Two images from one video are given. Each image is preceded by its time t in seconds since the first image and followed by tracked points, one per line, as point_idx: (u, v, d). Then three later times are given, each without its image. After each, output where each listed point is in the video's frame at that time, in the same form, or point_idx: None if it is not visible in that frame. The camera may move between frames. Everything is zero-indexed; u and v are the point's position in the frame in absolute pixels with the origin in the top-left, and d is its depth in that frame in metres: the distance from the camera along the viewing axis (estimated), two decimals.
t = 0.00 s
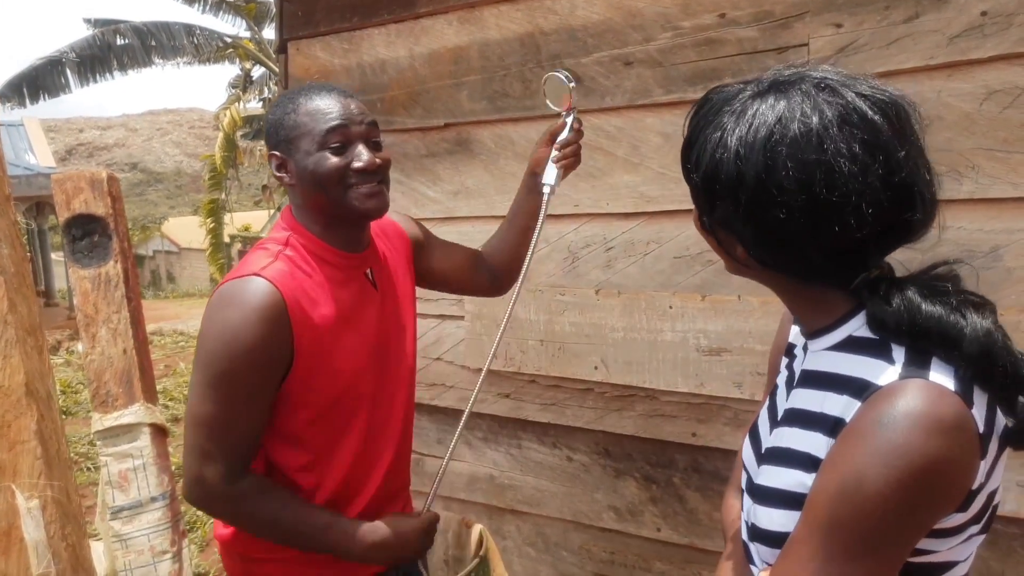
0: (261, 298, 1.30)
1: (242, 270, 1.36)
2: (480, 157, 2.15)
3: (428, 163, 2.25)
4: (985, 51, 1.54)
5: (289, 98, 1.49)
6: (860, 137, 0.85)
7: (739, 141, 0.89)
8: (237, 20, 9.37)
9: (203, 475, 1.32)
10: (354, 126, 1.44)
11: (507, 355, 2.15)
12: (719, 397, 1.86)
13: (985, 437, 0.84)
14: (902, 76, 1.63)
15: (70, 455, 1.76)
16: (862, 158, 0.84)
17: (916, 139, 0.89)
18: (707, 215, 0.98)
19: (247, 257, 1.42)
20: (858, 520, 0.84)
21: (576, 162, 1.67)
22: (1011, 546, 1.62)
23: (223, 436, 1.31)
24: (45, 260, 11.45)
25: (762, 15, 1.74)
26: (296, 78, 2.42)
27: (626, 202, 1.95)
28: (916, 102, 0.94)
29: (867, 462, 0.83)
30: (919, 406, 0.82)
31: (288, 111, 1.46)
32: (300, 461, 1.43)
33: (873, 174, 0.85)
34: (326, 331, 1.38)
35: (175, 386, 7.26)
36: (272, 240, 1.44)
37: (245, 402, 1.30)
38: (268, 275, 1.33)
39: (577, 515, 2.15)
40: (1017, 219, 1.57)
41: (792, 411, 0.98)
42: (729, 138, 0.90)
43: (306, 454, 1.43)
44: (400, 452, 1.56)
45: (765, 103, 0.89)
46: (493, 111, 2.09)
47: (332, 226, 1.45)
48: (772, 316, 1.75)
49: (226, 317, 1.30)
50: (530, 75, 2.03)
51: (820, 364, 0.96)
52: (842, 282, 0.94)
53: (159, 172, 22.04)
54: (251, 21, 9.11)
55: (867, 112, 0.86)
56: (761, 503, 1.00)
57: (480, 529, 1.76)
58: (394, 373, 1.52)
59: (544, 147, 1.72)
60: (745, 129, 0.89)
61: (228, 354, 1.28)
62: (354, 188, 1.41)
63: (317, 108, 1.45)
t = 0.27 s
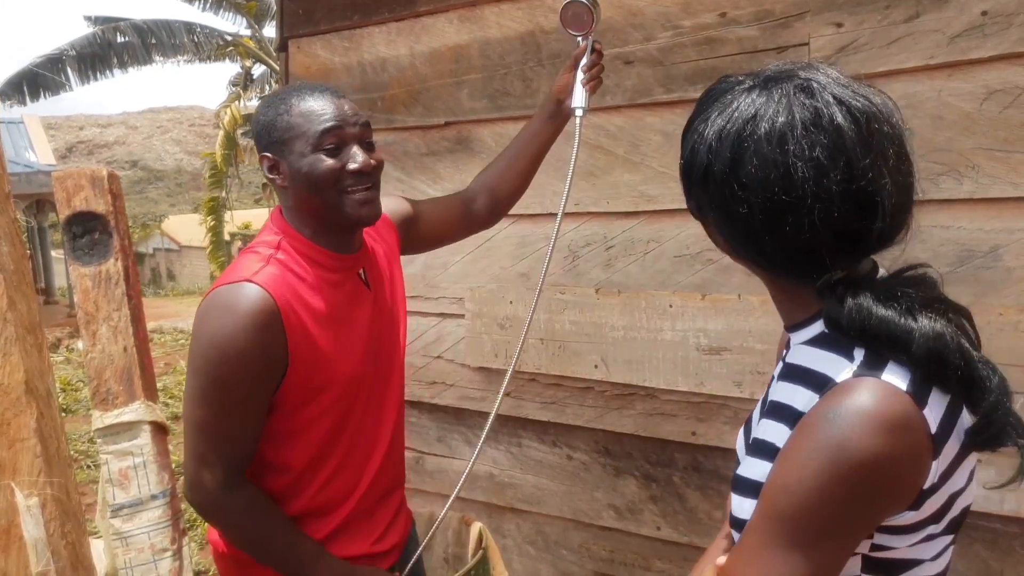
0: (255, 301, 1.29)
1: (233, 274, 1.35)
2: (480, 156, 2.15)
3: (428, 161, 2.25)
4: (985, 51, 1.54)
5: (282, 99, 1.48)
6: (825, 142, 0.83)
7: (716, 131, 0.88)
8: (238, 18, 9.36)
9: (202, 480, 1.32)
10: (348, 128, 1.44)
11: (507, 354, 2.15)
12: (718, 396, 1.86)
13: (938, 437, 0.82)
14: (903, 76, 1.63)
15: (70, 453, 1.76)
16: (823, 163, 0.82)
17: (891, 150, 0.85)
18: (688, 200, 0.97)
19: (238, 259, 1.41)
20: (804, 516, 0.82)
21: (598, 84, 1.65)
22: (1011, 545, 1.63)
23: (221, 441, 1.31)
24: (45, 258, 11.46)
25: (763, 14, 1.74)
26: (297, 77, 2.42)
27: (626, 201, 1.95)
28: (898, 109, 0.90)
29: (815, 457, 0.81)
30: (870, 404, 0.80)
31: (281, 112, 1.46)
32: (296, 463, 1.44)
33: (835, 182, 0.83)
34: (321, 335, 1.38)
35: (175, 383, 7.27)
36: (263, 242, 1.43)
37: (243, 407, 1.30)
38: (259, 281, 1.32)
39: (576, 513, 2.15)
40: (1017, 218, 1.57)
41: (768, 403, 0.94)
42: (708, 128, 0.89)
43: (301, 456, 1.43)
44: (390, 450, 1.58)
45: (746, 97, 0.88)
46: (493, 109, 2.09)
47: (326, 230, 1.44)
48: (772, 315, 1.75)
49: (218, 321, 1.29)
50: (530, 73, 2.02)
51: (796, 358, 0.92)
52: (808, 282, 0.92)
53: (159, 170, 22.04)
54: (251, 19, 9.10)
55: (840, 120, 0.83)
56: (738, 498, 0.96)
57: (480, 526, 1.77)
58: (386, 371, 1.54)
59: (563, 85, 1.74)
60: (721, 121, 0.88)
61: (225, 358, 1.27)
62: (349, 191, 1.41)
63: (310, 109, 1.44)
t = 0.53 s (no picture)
0: (255, 301, 1.29)
1: (232, 275, 1.35)
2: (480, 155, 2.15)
3: (428, 160, 2.25)
4: (986, 52, 1.54)
5: (279, 96, 1.47)
6: (797, 151, 0.83)
7: (700, 125, 0.88)
8: (238, 18, 9.37)
9: (220, 484, 1.32)
10: (348, 125, 1.44)
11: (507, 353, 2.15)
12: (718, 396, 1.86)
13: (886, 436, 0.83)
14: (903, 76, 1.63)
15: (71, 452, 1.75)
16: (791, 172, 0.83)
17: (862, 162, 0.84)
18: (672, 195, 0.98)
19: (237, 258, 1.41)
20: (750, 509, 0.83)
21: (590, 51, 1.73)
22: (1011, 546, 1.63)
23: (229, 442, 1.31)
24: (45, 257, 11.46)
25: (764, 14, 1.74)
26: (298, 76, 2.42)
27: (627, 201, 1.95)
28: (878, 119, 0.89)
29: (763, 451, 0.82)
30: (819, 401, 0.81)
31: (280, 109, 1.45)
32: (300, 460, 1.44)
33: (800, 188, 0.83)
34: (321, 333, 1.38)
35: (175, 382, 7.27)
36: (261, 242, 1.43)
37: (251, 407, 1.30)
38: (259, 281, 1.32)
39: (576, 513, 2.15)
40: (1017, 219, 1.57)
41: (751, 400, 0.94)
42: (693, 122, 0.89)
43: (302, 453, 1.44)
44: (389, 447, 1.58)
45: (729, 98, 0.88)
46: (494, 109, 2.09)
47: (327, 227, 1.44)
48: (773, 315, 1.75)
49: (221, 321, 1.29)
50: (530, 73, 2.02)
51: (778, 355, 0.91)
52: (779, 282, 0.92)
53: (159, 169, 22.04)
54: (252, 18, 9.11)
55: (814, 129, 0.83)
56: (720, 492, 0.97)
57: (479, 526, 1.77)
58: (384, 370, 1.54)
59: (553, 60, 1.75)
60: (705, 117, 0.88)
61: (231, 358, 1.27)
62: (352, 186, 1.41)
63: (310, 106, 1.44)
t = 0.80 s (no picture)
0: (258, 300, 1.30)
1: (232, 275, 1.34)
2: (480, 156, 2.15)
3: (428, 162, 2.25)
4: (985, 55, 1.54)
5: (285, 97, 1.48)
6: (795, 160, 0.84)
7: (693, 133, 0.88)
8: (238, 18, 9.37)
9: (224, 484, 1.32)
10: (351, 127, 1.44)
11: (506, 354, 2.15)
12: (717, 398, 1.86)
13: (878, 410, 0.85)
14: (902, 79, 1.63)
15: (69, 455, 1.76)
16: (789, 180, 0.84)
17: (856, 175, 0.86)
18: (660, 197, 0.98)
19: (236, 259, 1.41)
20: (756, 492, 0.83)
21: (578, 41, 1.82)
22: (1010, 549, 1.63)
23: (232, 441, 1.30)
24: (44, 256, 11.45)
25: (763, 16, 1.75)
26: (297, 76, 2.42)
27: (626, 203, 1.95)
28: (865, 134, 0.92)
29: (763, 432, 0.82)
30: (813, 379, 0.82)
31: (284, 110, 1.46)
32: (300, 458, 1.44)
33: (797, 197, 0.84)
34: (324, 331, 1.39)
35: (174, 383, 7.26)
36: (261, 242, 1.43)
37: (255, 407, 1.30)
38: (260, 281, 1.32)
39: (574, 515, 2.15)
40: (1016, 222, 1.57)
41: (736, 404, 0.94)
42: (686, 130, 0.89)
43: (304, 450, 1.44)
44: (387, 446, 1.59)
45: (724, 106, 0.88)
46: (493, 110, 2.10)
47: (328, 229, 1.44)
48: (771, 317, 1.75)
49: (225, 320, 1.28)
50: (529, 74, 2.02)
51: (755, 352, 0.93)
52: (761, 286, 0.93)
53: (157, 168, 22.02)
54: (251, 18, 9.12)
55: (811, 141, 0.84)
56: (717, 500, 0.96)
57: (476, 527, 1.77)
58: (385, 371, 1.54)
59: (546, 46, 1.81)
60: (700, 125, 0.88)
61: (235, 355, 1.27)
62: (352, 187, 1.41)
63: (315, 108, 1.44)
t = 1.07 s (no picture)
0: (264, 308, 1.30)
1: (238, 286, 1.34)
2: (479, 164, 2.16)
3: (427, 169, 2.25)
4: (981, 64, 1.55)
5: (293, 108, 1.48)
6: (812, 163, 0.89)
7: (705, 147, 0.93)
8: (238, 24, 9.38)
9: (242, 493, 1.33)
10: (359, 138, 1.44)
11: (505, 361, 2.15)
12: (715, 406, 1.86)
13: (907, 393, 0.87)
14: (899, 88, 1.64)
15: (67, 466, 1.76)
16: (808, 180, 0.88)
17: (860, 184, 0.92)
18: (670, 212, 1.01)
19: (240, 271, 1.40)
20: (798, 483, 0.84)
21: (576, 51, 1.91)
22: (1009, 558, 1.63)
23: (240, 447, 1.30)
24: (41, 262, 11.43)
25: (761, 26, 1.76)
26: (297, 84, 2.43)
27: (624, 210, 1.96)
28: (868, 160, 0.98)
29: (802, 423, 0.85)
30: (846, 366, 0.85)
31: (292, 120, 1.45)
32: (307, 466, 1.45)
33: (813, 199, 0.88)
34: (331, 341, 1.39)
35: (171, 389, 7.24)
36: (267, 252, 1.44)
37: (263, 416, 1.30)
38: (264, 292, 1.32)
39: (573, 524, 2.15)
40: (1014, 230, 1.58)
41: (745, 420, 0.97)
42: (699, 144, 0.94)
43: (317, 454, 1.44)
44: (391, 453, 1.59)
45: (736, 122, 0.94)
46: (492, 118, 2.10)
47: (334, 240, 1.45)
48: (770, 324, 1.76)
49: (235, 326, 1.28)
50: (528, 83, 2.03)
51: (751, 369, 0.98)
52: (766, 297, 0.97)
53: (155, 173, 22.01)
54: (251, 24, 9.14)
55: (823, 147, 0.90)
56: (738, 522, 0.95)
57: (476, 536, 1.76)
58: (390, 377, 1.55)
59: (547, 58, 1.83)
60: (712, 140, 0.93)
61: (244, 363, 1.27)
62: (359, 199, 1.41)
63: (323, 118, 1.44)
